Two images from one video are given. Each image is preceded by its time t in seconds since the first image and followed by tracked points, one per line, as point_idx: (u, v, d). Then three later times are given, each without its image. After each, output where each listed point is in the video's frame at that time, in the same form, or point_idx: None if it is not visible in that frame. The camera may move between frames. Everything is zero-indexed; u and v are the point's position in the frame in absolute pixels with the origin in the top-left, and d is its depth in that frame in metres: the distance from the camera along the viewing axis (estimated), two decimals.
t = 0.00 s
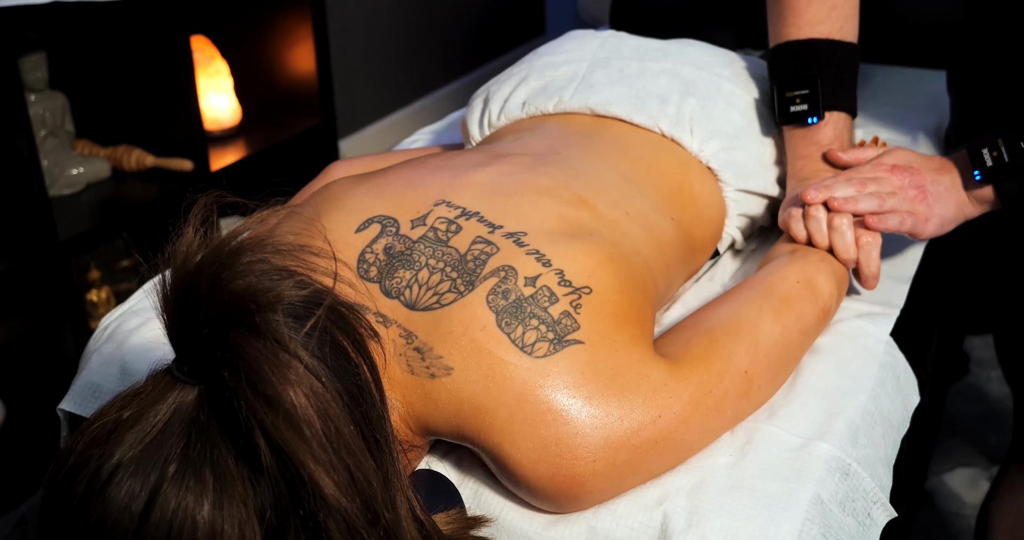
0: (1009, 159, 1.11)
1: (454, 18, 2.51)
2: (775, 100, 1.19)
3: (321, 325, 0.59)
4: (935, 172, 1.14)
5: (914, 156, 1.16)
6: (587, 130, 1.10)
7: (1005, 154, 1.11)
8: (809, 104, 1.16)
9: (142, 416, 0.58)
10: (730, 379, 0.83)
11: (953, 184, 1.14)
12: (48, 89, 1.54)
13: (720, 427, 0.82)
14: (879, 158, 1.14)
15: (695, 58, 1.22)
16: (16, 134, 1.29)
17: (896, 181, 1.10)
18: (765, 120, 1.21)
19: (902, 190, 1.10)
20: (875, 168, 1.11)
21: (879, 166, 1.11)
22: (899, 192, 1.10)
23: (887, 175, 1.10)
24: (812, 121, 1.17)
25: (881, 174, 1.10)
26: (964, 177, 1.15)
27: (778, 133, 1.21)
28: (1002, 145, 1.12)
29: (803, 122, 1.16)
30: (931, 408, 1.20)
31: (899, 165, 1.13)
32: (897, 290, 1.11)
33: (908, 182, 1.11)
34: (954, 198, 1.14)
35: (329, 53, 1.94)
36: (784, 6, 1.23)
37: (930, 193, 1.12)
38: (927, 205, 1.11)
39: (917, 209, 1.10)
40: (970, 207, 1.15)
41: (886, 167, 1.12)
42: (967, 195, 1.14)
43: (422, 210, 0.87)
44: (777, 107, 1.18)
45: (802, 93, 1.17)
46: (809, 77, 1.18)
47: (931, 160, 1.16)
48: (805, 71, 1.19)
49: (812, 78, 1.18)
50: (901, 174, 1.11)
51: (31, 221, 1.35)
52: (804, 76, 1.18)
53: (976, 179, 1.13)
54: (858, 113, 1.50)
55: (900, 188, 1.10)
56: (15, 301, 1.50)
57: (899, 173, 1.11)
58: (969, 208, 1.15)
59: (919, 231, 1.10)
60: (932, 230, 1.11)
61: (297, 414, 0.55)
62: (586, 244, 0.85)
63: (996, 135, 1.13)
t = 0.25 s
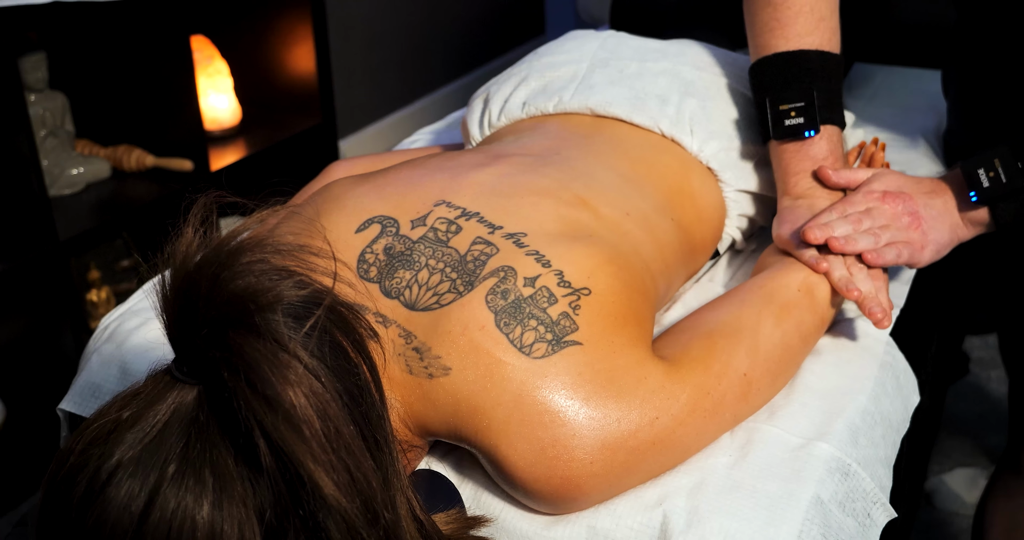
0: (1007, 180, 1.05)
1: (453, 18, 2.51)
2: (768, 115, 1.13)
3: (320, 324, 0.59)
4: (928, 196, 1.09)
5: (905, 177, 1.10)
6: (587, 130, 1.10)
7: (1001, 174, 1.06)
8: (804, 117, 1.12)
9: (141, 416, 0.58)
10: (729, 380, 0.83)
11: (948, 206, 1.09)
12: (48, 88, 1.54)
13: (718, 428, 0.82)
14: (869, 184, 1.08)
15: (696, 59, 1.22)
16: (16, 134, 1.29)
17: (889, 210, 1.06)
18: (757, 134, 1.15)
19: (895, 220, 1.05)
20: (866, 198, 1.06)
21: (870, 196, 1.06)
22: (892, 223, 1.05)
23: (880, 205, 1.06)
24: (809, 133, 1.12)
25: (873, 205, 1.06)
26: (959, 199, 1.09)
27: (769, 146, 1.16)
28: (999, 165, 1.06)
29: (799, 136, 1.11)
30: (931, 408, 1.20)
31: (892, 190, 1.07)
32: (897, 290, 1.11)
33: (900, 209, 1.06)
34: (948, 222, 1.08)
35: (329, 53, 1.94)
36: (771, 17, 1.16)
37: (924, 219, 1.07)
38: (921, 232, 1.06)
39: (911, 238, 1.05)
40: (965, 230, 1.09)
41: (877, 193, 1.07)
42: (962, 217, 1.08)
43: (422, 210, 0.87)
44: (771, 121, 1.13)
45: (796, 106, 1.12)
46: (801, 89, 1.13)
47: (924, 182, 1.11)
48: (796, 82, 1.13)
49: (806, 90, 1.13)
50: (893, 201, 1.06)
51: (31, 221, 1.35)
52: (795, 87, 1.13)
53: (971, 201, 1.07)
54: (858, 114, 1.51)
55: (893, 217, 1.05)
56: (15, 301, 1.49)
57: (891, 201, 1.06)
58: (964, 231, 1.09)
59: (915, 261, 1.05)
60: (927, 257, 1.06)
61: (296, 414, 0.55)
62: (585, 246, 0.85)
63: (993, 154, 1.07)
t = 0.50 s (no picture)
0: (993, 193, 0.98)
1: (453, 18, 2.51)
2: (742, 116, 1.07)
3: (319, 324, 0.59)
4: (910, 206, 1.02)
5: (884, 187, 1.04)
6: (587, 130, 1.10)
7: (988, 187, 0.98)
8: (781, 118, 1.06)
9: (141, 416, 0.58)
10: (725, 384, 0.83)
11: (930, 217, 1.02)
12: (48, 89, 1.54)
13: (712, 431, 0.82)
14: (847, 197, 1.02)
15: (696, 59, 1.22)
16: (16, 134, 1.29)
17: (872, 225, 0.99)
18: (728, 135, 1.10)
19: (879, 235, 0.98)
20: (848, 213, 1.00)
21: (850, 211, 1.00)
22: (877, 240, 0.98)
23: (862, 220, 0.99)
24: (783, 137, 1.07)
25: (856, 221, 0.99)
26: (941, 209, 1.02)
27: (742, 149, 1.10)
28: (985, 177, 0.98)
29: (775, 138, 1.06)
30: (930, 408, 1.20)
31: (872, 203, 1.01)
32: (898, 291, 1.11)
33: (884, 222, 1.00)
34: (929, 237, 1.01)
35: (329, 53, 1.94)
36: (740, 15, 1.10)
37: (907, 232, 1.00)
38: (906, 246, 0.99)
39: (897, 254, 0.98)
40: (946, 242, 1.02)
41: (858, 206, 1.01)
42: (943, 228, 1.02)
43: (421, 210, 0.87)
44: (745, 123, 1.07)
45: (772, 107, 1.07)
46: (777, 90, 1.07)
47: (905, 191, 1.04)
48: (771, 82, 1.08)
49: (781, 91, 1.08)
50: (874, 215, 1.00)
51: (31, 221, 1.35)
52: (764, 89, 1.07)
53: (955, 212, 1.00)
54: (858, 117, 1.52)
55: (877, 233, 0.99)
56: (15, 302, 1.49)
57: (873, 215, 1.00)
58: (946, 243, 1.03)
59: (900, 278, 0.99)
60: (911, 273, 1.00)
61: (295, 413, 0.55)
62: (583, 249, 0.85)
63: (979, 164, 0.99)
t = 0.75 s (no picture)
0: (972, 206, 0.92)
1: (453, 18, 2.51)
2: (711, 117, 1.02)
3: (319, 324, 0.60)
4: (878, 224, 0.97)
5: (852, 202, 0.98)
6: (587, 130, 1.10)
7: (966, 200, 0.92)
8: (751, 120, 1.01)
9: (141, 416, 0.58)
10: (723, 387, 0.83)
11: (902, 232, 0.96)
12: (48, 89, 1.54)
13: (710, 435, 0.82)
14: (812, 220, 0.97)
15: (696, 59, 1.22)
16: (16, 134, 1.29)
17: (839, 255, 0.94)
18: (696, 134, 1.05)
19: (847, 266, 0.94)
20: (812, 246, 0.94)
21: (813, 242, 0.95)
22: (844, 272, 0.93)
23: (829, 251, 0.94)
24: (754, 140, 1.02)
25: (819, 255, 0.94)
26: (916, 220, 0.96)
27: (710, 150, 1.04)
28: (964, 190, 0.92)
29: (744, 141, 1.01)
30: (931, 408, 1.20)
31: (837, 226, 0.96)
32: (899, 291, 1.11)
33: (851, 248, 0.95)
34: (904, 247, 0.97)
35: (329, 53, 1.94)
36: (711, 11, 1.05)
37: (876, 256, 0.95)
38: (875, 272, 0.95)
39: (865, 283, 0.94)
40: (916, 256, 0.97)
41: (824, 233, 0.95)
42: (915, 242, 0.96)
43: (421, 210, 0.87)
44: (714, 126, 1.02)
45: (743, 108, 1.01)
46: (748, 89, 1.02)
47: (871, 205, 0.98)
48: (741, 80, 1.02)
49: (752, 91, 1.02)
50: (839, 243, 0.95)
51: (31, 221, 1.35)
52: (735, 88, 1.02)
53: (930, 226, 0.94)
54: (858, 117, 1.52)
55: (844, 263, 0.94)
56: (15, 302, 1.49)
57: (839, 243, 0.95)
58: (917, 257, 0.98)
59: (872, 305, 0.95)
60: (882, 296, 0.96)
61: (296, 413, 0.55)
62: (582, 250, 0.85)
63: (959, 175, 0.93)
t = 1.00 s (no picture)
0: (940, 235, 0.85)
1: (453, 18, 2.51)
2: (682, 134, 0.95)
3: (317, 324, 0.60)
4: (842, 257, 0.91)
5: (817, 232, 0.92)
6: (586, 129, 1.10)
7: (934, 228, 0.85)
8: (723, 141, 0.94)
9: (141, 416, 0.58)
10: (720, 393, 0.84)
11: (867, 264, 0.90)
12: (48, 89, 1.54)
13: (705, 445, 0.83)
14: (775, 255, 0.90)
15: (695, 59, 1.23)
16: (15, 134, 1.29)
17: (803, 295, 0.88)
18: (663, 152, 0.98)
19: (811, 306, 0.88)
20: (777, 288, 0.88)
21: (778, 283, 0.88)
22: (808, 313, 0.87)
23: (791, 290, 0.88)
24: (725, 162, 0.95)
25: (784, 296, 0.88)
26: (884, 249, 0.89)
27: (678, 171, 0.97)
28: (932, 217, 0.85)
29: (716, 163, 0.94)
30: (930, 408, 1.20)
31: (800, 262, 0.90)
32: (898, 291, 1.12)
33: (815, 286, 0.88)
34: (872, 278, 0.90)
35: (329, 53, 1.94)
36: (687, 23, 0.98)
37: (842, 292, 0.89)
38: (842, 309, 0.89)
39: (832, 322, 0.88)
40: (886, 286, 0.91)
41: (787, 271, 0.89)
42: (883, 272, 0.90)
43: (420, 210, 0.87)
44: (684, 143, 0.95)
45: (715, 127, 0.95)
46: (722, 108, 0.95)
47: (835, 236, 0.92)
48: (715, 99, 0.95)
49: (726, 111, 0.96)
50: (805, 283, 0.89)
51: (31, 220, 1.35)
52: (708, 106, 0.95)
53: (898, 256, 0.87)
54: (859, 118, 1.52)
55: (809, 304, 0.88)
56: (15, 302, 1.49)
57: (803, 282, 0.89)
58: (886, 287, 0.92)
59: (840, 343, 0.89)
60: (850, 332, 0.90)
61: (294, 412, 0.55)
62: (580, 250, 0.85)
63: (925, 201, 0.86)
